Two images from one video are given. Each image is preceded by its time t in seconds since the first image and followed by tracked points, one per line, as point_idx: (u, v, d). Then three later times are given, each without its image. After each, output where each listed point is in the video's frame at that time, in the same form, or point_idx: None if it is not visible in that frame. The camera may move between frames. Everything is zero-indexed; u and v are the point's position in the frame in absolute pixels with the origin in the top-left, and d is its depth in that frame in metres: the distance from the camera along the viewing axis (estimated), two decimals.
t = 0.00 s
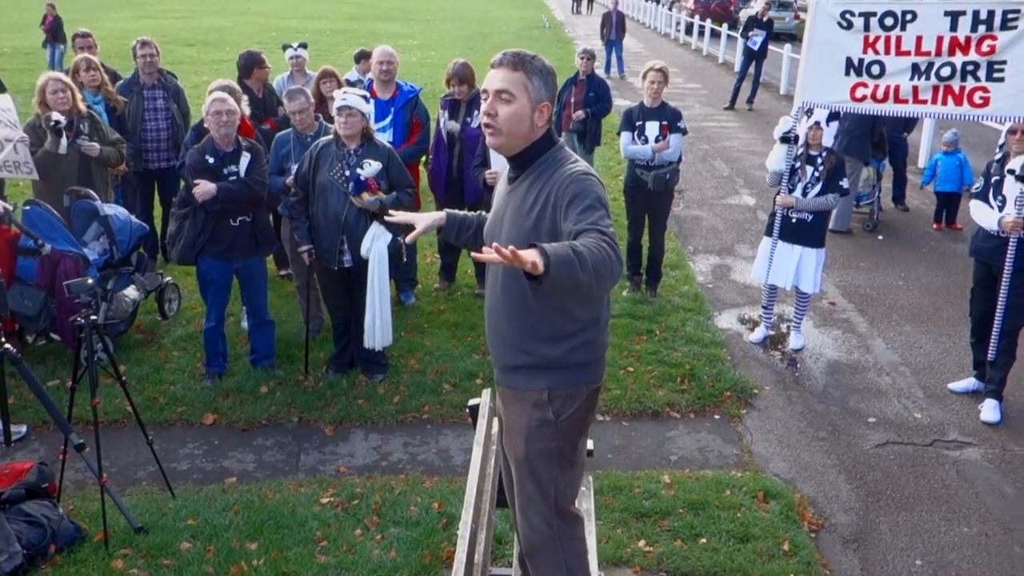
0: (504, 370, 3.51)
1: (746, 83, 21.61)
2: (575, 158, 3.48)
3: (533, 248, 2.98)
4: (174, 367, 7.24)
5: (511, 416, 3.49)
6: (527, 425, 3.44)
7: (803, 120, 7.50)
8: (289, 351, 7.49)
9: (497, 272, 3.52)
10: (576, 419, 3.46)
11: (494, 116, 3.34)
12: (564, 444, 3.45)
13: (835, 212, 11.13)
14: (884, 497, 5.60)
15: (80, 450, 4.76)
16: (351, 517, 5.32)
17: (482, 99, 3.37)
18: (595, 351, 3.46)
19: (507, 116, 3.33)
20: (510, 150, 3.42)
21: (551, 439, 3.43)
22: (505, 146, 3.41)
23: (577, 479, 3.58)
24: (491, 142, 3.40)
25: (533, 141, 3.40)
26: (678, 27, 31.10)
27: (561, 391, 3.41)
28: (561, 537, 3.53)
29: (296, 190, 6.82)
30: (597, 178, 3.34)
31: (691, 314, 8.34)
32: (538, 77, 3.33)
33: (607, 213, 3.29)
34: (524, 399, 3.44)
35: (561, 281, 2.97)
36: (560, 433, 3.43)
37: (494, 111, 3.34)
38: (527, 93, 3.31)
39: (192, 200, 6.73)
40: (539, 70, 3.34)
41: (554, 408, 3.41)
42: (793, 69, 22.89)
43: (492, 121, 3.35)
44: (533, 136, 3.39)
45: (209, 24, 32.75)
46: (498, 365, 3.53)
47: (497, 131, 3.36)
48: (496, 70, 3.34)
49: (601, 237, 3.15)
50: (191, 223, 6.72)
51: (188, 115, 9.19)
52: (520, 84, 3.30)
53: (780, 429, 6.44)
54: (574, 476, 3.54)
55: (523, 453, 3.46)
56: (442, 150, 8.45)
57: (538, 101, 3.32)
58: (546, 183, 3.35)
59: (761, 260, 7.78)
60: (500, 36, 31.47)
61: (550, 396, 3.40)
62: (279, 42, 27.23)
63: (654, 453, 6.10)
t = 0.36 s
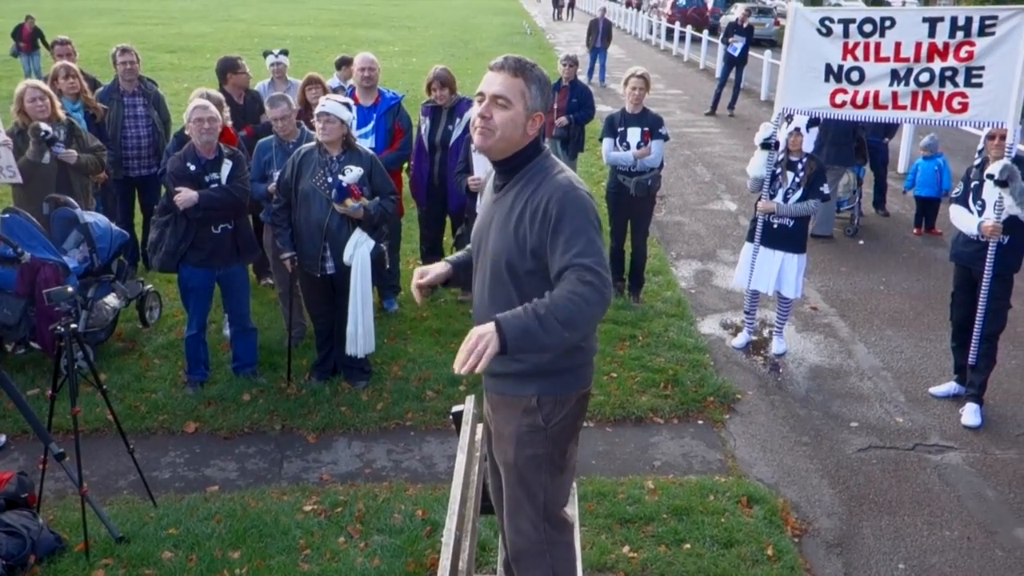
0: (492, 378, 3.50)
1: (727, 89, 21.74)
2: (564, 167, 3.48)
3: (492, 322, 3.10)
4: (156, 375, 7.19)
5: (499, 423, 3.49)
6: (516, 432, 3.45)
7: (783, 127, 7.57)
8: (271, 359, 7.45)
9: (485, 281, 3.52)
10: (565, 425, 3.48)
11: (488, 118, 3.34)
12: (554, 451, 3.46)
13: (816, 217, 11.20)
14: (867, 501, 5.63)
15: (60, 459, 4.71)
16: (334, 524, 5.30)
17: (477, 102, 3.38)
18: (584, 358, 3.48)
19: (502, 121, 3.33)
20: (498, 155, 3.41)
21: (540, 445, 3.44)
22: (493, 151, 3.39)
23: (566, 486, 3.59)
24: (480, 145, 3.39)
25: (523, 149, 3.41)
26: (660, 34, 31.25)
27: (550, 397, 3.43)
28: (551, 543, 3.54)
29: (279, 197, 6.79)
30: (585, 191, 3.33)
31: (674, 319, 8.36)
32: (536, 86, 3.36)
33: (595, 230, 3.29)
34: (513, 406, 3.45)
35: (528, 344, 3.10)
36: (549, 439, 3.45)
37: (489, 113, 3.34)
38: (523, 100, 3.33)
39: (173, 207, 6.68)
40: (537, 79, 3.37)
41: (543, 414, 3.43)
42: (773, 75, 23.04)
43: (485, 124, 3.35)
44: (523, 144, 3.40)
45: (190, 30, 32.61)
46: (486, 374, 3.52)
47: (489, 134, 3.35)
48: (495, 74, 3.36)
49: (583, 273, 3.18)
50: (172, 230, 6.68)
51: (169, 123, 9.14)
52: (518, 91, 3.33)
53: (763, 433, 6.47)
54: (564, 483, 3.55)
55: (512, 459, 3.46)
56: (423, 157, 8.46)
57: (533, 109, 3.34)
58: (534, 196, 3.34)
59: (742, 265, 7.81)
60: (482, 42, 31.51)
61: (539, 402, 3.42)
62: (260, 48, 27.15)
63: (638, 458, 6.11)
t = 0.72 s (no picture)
0: (499, 380, 3.51)
1: (723, 93, 21.77)
2: (574, 175, 3.46)
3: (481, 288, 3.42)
4: (152, 379, 7.17)
5: (505, 425, 3.49)
6: (523, 434, 3.44)
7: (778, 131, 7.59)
8: (268, 363, 7.45)
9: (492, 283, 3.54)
10: (571, 427, 3.48)
11: (483, 126, 3.36)
12: (560, 454, 3.47)
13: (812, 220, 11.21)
14: (863, 504, 5.64)
15: (56, 464, 4.70)
16: (331, 528, 5.29)
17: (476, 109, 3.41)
18: (590, 362, 3.50)
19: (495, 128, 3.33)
20: (498, 161, 3.42)
21: (547, 447, 3.44)
22: (493, 158, 3.41)
23: (569, 489, 3.60)
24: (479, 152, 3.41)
25: (522, 154, 3.39)
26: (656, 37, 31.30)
27: (557, 400, 3.43)
28: (553, 546, 3.55)
29: (275, 201, 6.79)
30: (594, 203, 3.32)
31: (671, 323, 8.37)
32: (531, 91, 3.33)
33: (600, 246, 3.31)
34: (521, 408, 3.45)
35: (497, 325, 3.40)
36: (555, 441, 3.45)
37: (484, 120, 3.35)
38: (516, 105, 3.32)
39: (169, 211, 6.69)
40: (535, 85, 3.35)
41: (550, 417, 3.43)
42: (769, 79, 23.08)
43: (480, 131, 3.37)
44: (521, 150, 3.38)
45: (187, 34, 32.63)
46: (493, 376, 3.53)
47: (485, 141, 3.37)
48: (491, 80, 3.38)
49: (574, 288, 3.26)
50: (168, 234, 6.68)
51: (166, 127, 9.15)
52: (510, 96, 3.32)
53: (760, 437, 6.47)
54: (568, 486, 3.56)
55: (518, 462, 3.46)
56: (420, 162, 8.47)
57: (527, 114, 3.32)
58: (541, 204, 3.34)
59: (738, 269, 7.82)
60: (478, 46, 31.53)
61: (547, 404, 3.42)
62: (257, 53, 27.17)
63: (635, 462, 6.11)
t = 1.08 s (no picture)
0: (504, 378, 3.52)
1: (729, 93, 21.74)
2: (582, 172, 3.41)
3: (465, 265, 3.29)
4: (159, 381, 7.19)
5: (509, 425, 3.50)
6: (524, 435, 3.45)
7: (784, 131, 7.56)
8: (274, 364, 7.46)
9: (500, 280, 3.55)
10: (575, 430, 3.46)
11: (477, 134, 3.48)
12: (561, 457, 3.46)
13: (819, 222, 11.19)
14: (871, 506, 5.62)
15: (63, 464, 4.72)
16: (337, 529, 5.30)
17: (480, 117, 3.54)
18: (595, 365, 3.47)
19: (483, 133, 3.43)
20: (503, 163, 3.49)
21: (547, 450, 3.44)
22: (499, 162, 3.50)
23: (573, 493, 3.58)
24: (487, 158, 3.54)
25: (513, 156, 3.41)
26: (662, 38, 31.28)
27: (560, 402, 3.42)
28: (557, 549, 3.53)
29: (282, 203, 6.82)
30: (595, 201, 3.29)
31: (677, 324, 8.36)
32: (505, 92, 3.33)
33: (597, 243, 3.27)
34: (523, 408, 3.45)
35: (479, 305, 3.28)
36: (557, 444, 3.44)
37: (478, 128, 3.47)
38: (493, 110, 3.36)
39: (176, 212, 6.70)
40: (507, 85, 3.33)
41: (552, 419, 3.42)
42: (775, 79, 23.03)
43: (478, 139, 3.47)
44: (512, 150, 3.40)
45: (194, 36, 32.71)
46: (498, 374, 3.54)
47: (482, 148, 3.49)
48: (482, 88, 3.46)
49: (563, 279, 3.22)
50: (175, 235, 6.68)
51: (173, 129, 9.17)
52: (488, 102, 3.37)
53: (766, 438, 6.46)
54: (571, 489, 3.55)
55: (520, 462, 3.47)
56: (425, 163, 8.48)
57: (501, 117, 3.33)
58: (541, 201, 3.34)
59: (744, 270, 7.80)
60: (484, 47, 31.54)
61: (549, 406, 3.42)
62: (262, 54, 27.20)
63: (641, 463, 6.11)
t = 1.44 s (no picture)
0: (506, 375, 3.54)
1: (734, 94, 21.72)
2: (586, 170, 3.39)
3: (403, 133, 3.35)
4: (165, 382, 7.20)
5: (510, 422, 3.53)
6: (523, 433, 3.47)
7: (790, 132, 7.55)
8: (280, 365, 7.47)
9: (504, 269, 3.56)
10: (574, 430, 3.44)
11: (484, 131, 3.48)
12: (560, 457, 3.44)
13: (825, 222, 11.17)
14: (878, 506, 5.61)
15: (70, 465, 4.72)
16: (344, 531, 5.30)
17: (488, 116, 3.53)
18: (594, 363, 3.42)
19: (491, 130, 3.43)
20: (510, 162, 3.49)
21: (545, 449, 3.44)
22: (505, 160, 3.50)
23: (575, 493, 3.56)
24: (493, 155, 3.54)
25: (518, 154, 3.41)
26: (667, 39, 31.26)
27: (557, 401, 3.40)
28: (559, 549, 3.53)
29: (288, 204, 6.84)
30: (588, 184, 3.30)
31: (683, 325, 8.35)
32: (512, 92, 3.32)
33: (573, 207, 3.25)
34: (522, 406, 3.46)
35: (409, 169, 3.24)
36: (555, 444, 3.43)
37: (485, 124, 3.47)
38: (501, 109, 3.35)
39: (182, 214, 6.72)
40: (516, 85, 3.32)
41: (549, 418, 3.41)
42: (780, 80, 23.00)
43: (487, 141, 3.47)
44: (518, 150, 3.39)
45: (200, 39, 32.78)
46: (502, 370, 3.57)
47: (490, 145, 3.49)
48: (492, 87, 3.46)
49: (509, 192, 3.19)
50: (181, 237, 6.71)
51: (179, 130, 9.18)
52: (497, 101, 3.37)
53: (773, 439, 6.45)
54: (572, 490, 3.52)
55: (519, 460, 3.49)
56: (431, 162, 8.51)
57: (509, 116, 3.33)
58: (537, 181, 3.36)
59: (751, 270, 7.79)
60: (489, 49, 31.56)
61: (546, 406, 3.41)
62: (267, 57, 27.24)
63: (648, 464, 6.10)
